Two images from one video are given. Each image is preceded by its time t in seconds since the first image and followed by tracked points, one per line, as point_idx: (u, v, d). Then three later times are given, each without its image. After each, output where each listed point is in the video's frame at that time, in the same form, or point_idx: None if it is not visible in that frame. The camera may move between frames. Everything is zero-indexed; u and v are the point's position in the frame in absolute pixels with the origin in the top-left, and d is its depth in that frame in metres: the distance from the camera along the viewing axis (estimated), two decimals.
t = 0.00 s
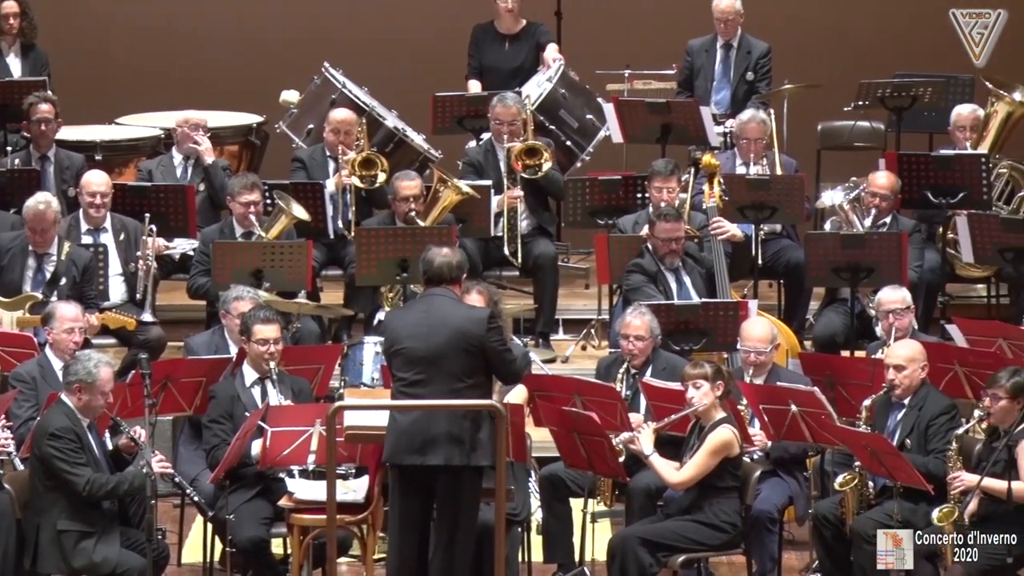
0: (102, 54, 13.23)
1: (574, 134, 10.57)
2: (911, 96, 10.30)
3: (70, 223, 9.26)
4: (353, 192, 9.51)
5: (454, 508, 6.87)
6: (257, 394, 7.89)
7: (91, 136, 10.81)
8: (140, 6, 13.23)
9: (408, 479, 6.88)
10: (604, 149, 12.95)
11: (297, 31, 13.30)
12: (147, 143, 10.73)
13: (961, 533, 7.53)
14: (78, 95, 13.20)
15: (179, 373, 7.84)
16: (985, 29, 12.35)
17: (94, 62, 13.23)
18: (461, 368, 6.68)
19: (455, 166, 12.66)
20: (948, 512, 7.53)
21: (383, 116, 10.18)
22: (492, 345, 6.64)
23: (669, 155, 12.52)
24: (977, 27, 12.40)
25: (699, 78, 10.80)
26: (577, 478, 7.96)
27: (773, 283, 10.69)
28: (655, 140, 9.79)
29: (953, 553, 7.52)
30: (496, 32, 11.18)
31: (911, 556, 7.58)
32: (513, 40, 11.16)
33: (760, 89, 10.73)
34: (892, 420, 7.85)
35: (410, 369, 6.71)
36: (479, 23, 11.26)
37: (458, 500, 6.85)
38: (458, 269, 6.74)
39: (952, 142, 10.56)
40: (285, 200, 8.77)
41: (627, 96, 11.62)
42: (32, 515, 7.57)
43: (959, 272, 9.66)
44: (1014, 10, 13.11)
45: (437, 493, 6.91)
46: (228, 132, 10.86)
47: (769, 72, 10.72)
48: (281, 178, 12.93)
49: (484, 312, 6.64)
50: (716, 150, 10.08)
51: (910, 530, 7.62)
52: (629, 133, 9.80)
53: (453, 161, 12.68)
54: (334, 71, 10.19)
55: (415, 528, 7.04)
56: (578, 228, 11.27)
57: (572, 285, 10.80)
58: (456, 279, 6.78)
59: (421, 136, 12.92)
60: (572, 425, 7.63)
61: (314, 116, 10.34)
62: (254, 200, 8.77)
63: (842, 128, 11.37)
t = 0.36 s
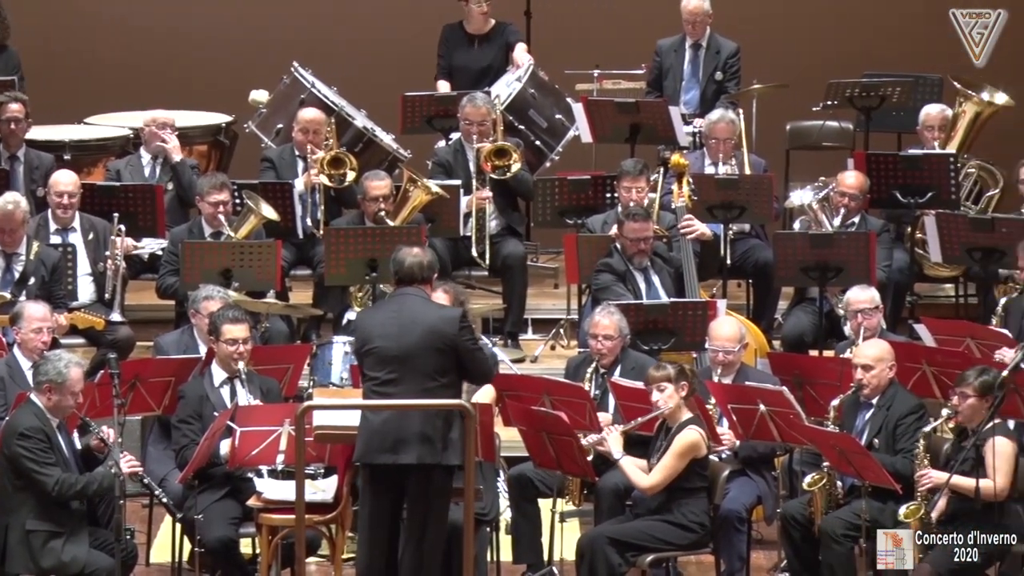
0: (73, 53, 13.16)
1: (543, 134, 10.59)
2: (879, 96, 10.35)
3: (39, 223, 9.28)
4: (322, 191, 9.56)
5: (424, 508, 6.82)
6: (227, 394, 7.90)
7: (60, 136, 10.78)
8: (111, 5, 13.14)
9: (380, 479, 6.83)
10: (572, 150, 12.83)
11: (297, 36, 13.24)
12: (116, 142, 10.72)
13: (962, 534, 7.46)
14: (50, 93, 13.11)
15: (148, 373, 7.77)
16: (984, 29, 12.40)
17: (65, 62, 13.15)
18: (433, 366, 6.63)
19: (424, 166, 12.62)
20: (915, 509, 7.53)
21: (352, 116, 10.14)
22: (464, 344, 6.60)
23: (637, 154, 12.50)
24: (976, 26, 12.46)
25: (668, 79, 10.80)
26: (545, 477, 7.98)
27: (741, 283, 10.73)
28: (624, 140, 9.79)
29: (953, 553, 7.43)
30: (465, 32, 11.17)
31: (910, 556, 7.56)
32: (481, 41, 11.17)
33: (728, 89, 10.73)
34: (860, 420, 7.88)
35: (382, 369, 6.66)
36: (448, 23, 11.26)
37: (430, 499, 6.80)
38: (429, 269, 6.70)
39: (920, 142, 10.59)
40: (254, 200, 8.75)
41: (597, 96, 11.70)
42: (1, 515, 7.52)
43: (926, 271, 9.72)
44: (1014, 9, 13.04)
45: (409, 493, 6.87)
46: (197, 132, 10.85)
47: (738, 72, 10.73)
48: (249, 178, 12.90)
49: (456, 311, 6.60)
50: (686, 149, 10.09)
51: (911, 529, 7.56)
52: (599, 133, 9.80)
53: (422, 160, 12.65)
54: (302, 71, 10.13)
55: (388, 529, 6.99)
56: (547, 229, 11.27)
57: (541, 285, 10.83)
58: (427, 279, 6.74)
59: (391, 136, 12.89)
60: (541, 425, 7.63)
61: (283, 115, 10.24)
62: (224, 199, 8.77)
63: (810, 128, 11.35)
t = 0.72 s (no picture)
0: (39, 53, 13.12)
1: (505, 135, 10.58)
2: (841, 96, 10.38)
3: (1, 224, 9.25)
4: (283, 190, 9.50)
5: (387, 510, 6.80)
6: (189, 395, 7.84)
7: (22, 136, 10.72)
8: (77, 6, 13.12)
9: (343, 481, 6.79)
10: (534, 151, 12.86)
11: (297, 36, 13.25)
12: (77, 144, 10.66)
13: (962, 533, 7.33)
14: (16, 92, 13.08)
15: (109, 375, 7.72)
16: (984, 28, 12.35)
17: (31, 63, 13.10)
18: (399, 367, 6.60)
19: (386, 167, 12.61)
20: (876, 509, 7.49)
21: (313, 116, 10.12)
22: (430, 346, 6.58)
23: (599, 155, 12.50)
24: (977, 26, 12.43)
25: (630, 79, 10.81)
26: (508, 478, 7.98)
27: (703, 284, 10.76)
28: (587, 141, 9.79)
29: (954, 554, 7.33)
30: (425, 33, 11.17)
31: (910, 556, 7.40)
32: (443, 42, 11.16)
33: (690, 89, 10.75)
34: (823, 421, 7.85)
35: (348, 369, 6.60)
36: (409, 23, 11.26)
37: (393, 501, 6.77)
38: (395, 271, 6.67)
39: (882, 143, 10.62)
40: (216, 201, 8.75)
41: (560, 96, 11.72)
42: None
43: (888, 272, 9.74)
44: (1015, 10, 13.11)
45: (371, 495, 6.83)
46: (160, 132, 10.81)
47: (699, 73, 10.76)
48: (212, 178, 12.92)
49: (423, 312, 6.57)
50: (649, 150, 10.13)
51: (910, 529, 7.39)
52: (562, 133, 9.78)
53: (385, 161, 12.63)
54: (265, 71, 10.11)
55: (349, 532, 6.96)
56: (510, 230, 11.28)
57: (503, 285, 10.85)
58: (393, 280, 6.70)
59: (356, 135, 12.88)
60: (503, 425, 7.61)
61: (245, 116, 10.23)
62: (185, 201, 8.76)
63: (773, 128, 11.38)
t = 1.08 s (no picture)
0: (17, 56, 13.16)
1: (477, 134, 10.58)
2: (812, 96, 10.39)
3: None
4: (255, 185, 9.57)
5: (356, 508, 6.75)
6: (161, 394, 7.77)
7: None
8: (57, 8, 13.18)
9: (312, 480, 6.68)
10: (507, 149, 12.96)
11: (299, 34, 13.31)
12: (49, 142, 10.62)
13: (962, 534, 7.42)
14: None
15: (81, 374, 7.66)
16: (984, 29, 12.41)
17: (9, 66, 13.14)
18: (375, 366, 6.57)
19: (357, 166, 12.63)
20: (848, 509, 7.42)
21: (285, 115, 10.08)
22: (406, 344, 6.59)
23: (571, 155, 12.53)
24: (977, 26, 12.49)
25: (602, 77, 10.86)
26: (480, 477, 7.98)
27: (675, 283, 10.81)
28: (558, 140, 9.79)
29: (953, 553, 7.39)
30: (394, 30, 11.17)
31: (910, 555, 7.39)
32: (412, 39, 11.17)
33: (662, 89, 10.78)
34: (794, 418, 7.84)
35: (324, 368, 6.51)
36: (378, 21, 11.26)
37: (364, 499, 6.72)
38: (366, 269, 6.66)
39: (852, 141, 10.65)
40: (188, 200, 8.75)
41: (531, 96, 11.75)
42: None
43: (860, 271, 9.70)
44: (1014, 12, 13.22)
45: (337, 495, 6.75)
46: (132, 131, 10.82)
47: (673, 72, 10.78)
48: (183, 178, 13.02)
49: (400, 311, 6.58)
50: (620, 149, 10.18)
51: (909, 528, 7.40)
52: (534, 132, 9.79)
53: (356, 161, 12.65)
54: (236, 70, 10.05)
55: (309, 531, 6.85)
56: (482, 229, 11.33)
57: (475, 285, 10.87)
58: (362, 279, 6.68)
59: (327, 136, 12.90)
60: (475, 425, 7.58)
61: (216, 114, 10.18)
62: (157, 199, 8.76)
63: (744, 128, 11.39)
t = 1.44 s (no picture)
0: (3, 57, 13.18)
1: (460, 134, 10.58)
2: (795, 95, 10.36)
3: None
4: (237, 185, 9.48)
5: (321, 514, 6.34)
6: (143, 395, 7.74)
7: None
8: (44, 9, 13.21)
9: (271, 487, 6.26)
10: (491, 147, 13.03)
11: (301, 27, 13.37)
12: (31, 142, 10.65)
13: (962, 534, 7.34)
14: None
15: (63, 374, 7.62)
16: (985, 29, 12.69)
17: None
18: (331, 368, 6.18)
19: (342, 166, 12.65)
20: (831, 510, 7.43)
21: (267, 115, 10.07)
22: (363, 346, 6.19)
23: (553, 155, 12.57)
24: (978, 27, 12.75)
25: (587, 76, 10.89)
26: (463, 477, 7.99)
27: (657, 283, 10.86)
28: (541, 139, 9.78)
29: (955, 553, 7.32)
30: (372, 29, 11.17)
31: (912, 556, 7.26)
32: (389, 39, 11.17)
33: (646, 88, 10.80)
34: (777, 417, 7.83)
35: (278, 371, 6.13)
36: (356, 19, 11.25)
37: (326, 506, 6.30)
38: (318, 267, 6.25)
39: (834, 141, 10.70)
40: (170, 200, 8.75)
41: (515, 96, 11.82)
42: None
43: (842, 271, 9.81)
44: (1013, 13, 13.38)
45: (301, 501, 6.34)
46: (113, 131, 10.80)
47: (657, 72, 10.82)
48: (165, 177, 13.05)
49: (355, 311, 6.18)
50: (603, 148, 10.26)
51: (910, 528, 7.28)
52: (517, 132, 9.80)
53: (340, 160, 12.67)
54: (219, 70, 10.08)
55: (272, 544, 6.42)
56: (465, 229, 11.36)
57: (458, 284, 10.91)
58: (314, 278, 6.28)
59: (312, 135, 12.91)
60: (457, 424, 7.55)
61: (199, 115, 10.19)
62: (139, 198, 8.72)
63: (726, 128, 11.41)
